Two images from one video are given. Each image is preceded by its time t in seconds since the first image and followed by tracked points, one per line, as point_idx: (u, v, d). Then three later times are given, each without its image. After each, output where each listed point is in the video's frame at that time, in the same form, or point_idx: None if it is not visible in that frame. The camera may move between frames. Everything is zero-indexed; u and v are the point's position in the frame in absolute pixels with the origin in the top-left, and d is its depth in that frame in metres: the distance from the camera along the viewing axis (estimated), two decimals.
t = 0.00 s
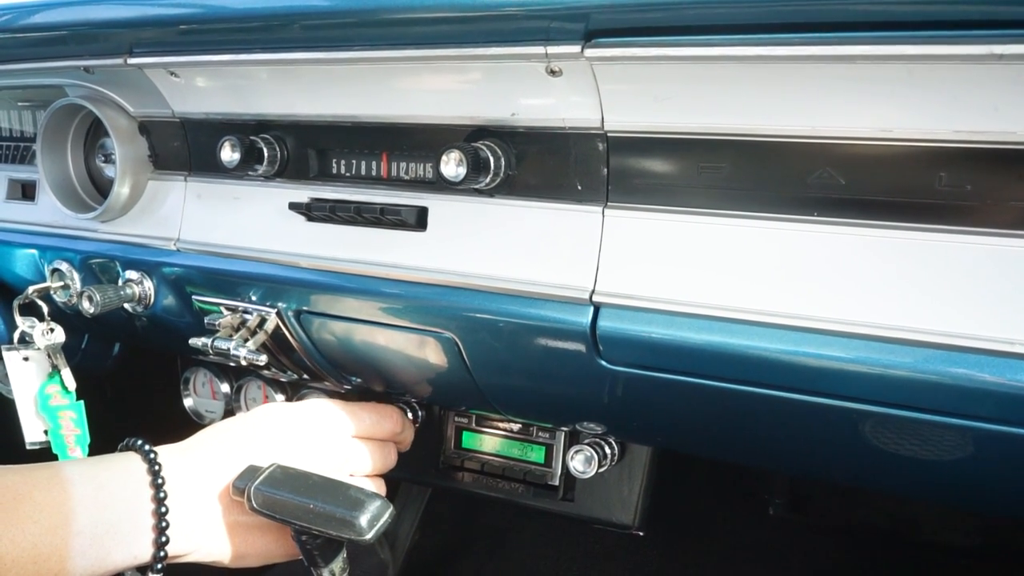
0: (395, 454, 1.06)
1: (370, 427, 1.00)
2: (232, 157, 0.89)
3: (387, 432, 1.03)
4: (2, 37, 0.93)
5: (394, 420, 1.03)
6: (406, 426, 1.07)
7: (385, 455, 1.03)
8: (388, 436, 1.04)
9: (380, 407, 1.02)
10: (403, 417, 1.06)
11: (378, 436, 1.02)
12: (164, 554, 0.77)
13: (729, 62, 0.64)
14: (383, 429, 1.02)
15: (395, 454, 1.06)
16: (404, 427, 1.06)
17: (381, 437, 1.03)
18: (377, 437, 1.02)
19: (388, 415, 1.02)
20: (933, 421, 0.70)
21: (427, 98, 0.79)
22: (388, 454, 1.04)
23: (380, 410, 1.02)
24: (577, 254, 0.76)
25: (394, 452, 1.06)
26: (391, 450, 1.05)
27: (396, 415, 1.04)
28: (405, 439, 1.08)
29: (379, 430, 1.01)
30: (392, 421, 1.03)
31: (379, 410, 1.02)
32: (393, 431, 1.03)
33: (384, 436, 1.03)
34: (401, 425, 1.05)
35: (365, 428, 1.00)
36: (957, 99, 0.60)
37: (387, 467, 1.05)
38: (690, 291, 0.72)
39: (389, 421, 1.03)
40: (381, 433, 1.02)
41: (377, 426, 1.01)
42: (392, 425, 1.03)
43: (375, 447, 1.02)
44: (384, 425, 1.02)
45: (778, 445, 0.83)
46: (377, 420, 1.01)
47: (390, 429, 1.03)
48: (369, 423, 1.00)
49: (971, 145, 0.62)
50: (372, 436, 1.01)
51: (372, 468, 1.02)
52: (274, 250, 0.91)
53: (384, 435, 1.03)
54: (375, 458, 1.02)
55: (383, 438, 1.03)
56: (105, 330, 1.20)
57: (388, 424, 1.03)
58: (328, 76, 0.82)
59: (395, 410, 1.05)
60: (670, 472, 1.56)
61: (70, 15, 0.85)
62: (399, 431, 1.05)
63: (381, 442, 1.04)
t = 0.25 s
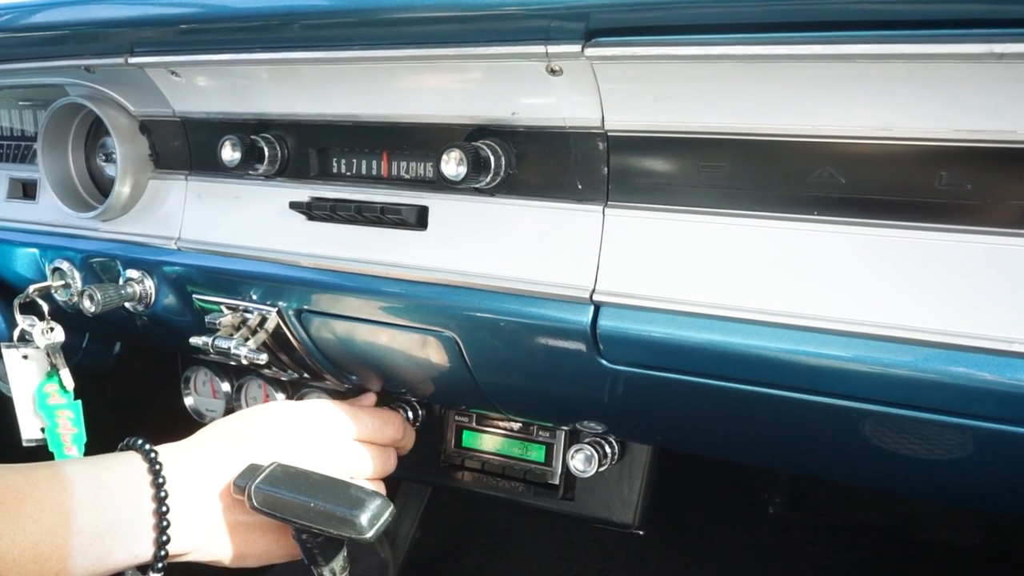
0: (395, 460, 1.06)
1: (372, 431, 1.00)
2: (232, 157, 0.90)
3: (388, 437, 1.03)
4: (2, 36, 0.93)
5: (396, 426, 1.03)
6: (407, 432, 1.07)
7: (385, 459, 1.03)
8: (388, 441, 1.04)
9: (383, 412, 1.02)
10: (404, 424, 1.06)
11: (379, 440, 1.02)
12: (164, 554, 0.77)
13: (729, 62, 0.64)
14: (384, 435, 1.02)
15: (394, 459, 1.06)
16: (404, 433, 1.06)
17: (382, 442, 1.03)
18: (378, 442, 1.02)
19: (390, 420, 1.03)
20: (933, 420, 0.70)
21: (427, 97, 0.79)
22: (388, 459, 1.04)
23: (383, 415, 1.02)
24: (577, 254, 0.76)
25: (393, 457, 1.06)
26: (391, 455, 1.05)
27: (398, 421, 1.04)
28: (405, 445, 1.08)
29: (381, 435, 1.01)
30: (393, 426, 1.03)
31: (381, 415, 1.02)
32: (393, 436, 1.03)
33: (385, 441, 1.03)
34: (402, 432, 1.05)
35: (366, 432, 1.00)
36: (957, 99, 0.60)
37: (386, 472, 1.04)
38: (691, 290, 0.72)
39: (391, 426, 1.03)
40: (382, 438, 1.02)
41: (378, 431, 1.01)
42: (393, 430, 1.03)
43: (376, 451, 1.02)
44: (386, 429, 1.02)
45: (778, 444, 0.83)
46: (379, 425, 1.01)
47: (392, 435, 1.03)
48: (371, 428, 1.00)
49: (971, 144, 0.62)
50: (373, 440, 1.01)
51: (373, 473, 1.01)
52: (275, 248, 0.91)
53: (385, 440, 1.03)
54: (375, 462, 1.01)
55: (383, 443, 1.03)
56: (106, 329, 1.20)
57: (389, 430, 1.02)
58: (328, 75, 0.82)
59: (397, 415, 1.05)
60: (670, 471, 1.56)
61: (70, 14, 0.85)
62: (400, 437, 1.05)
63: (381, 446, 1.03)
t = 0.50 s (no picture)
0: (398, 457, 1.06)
1: (372, 429, 1.00)
2: (235, 155, 0.90)
3: (389, 435, 1.03)
4: (4, 36, 0.93)
5: (398, 423, 1.03)
6: (411, 428, 1.06)
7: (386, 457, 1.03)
8: (390, 439, 1.03)
9: (384, 409, 1.02)
10: (407, 420, 1.05)
11: (380, 438, 1.02)
12: (162, 552, 0.77)
13: (731, 61, 0.64)
14: (385, 432, 1.02)
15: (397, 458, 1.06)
16: (408, 430, 1.06)
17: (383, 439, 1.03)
18: (380, 439, 1.02)
19: (391, 417, 1.02)
20: (935, 420, 0.70)
21: (429, 96, 0.79)
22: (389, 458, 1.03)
23: (384, 413, 1.02)
24: (579, 253, 0.76)
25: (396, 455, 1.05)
26: (392, 455, 1.04)
27: (400, 418, 1.04)
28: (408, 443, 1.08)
29: (382, 432, 1.01)
30: (395, 423, 1.03)
31: (383, 412, 1.02)
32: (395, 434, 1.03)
33: (386, 439, 1.02)
34: (404, 429, 1.04)
35: (367, 430, 0.99)
36: (959, 97, 0.60)
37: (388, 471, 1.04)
38: (692, 289, 0.72)
39: (393, 424, 1.03)
40: (383, 435, 1.02)
41: (379, 428, 1.01)
42: (394, 428, 1.03)
43: (377, 449, 1.01)
44: (387, 427, 1.02)
45: (780, 444, 0.83)
46: (380, 423, 1.01)
47: (393, 432, 1.02)
48: (372, 425, 1.00)
49: (972, 143, 0.62)
50: (374, 438, 1.01)
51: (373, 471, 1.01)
52: (276, 248, 0.91)
53: (386, 437, 1.02)
54: (376, 460, 1.01)
55: (385, 440, 1.03)
56: (108, 329, 1.20)
57: (391, 427, 1.02)
58: (330, 75, 0.82)
59: (399, 412, 1.04)
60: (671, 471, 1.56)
61: (72, 14, 0.85)
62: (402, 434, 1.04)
63: (383, 444, 1.03)
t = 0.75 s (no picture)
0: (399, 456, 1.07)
1: (375, 427, 1.01)
2: (236, 155, 0.89)
3: (392, 432, 1.03)
4: (6, 36, 0.93)
5: (399, 421, 1.04)
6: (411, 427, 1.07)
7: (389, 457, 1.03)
8: (392, 437, 1.04)
9: (387, 408, 1.03)
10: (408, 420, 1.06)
11: (382, 436, 1.02)
12: (166, 551, 0.77)
13: (733, 60, 0.64)
14: (388, 429, 1.03)
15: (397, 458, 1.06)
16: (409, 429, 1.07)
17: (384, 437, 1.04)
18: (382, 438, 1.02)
19: (393, 415, 1.03)
20: (936, 419, 0.70)
21: (431, 96, 0.79)
22: (391, 457, 1.04)
23: (385, 411, 1.03)
24: (580, 253, 0.76)
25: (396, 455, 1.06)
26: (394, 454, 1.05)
27: (402, 416, 1.05)
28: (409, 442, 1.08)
29: (383, 430, 1.02)
30: (397, 421, 1.04)
31: (384, 411, 1.03)
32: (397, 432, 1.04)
33: (388, 437, 1.03)
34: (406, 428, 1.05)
35: (370, 428, 1.00)
36: (963, 96, 0.60)
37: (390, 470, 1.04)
38: (694, 289, 0.72)
39: (394, 421, 1.04)
40: (385, 433, 1.03)
41: (382, 426, 1.02)
42: (397, 426, 1.04)
43: (378, 448, 1.02)
44: (389, 424, 1.03)
45: (782, 443, 0.83)
46: (382, 421, 1.02)
47: (396, 430, 1.04)
48: (374, 423, 1.00)
49: (974, 142, 0.62)
50: (376, 436, 1.02)
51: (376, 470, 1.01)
52: (277, 248, 0.91)
53: (388, 435, 1.03)
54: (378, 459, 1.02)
55: (387, 439, 1.04)
56: (110, 328, 1.20)
57: (393, 424, 1.03)
58: (332, 74, 0.82)
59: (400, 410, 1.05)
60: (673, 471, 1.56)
61: (74, 13, 0.85)
62: (404, 432, 1.05)
63: (385, 443, 1.04)
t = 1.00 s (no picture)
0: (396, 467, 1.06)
1: (371, 439, 1.00)
2: (237, 155, 0.89)
3: (387, 444, 1.03)
4: (8, 36, 0.93)
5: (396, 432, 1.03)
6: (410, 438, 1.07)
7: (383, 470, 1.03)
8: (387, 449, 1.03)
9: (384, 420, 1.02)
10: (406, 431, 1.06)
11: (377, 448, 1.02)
12: (162, 550, 0.77)
13: (734, 61, 0.64)
14: (383, 441, 1.02)
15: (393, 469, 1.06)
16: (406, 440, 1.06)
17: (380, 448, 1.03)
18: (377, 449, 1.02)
19: (389, 427, 1.03)
20: (936, 419, 0.70)
21: (433, 96, 0.79)
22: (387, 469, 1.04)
23: (382, 424, 1.02)
24: (581, 253, 0.76)
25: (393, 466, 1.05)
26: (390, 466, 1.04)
27: (398, 428, 1.04)
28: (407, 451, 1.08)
29: (379, 442, 1.01)
30: (393, 432, 1.03)
31: (381, 422, 1.02)
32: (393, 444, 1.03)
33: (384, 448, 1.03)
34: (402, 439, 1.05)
35: (365, 440, 1.00)
36: (965, 96, 0.60)
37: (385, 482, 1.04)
38: (695, 289, 0.72)
39: (391, 433, 1.03)
40: (381, 445, 1.02)
41: (377, 438, 1.01)
42: (393, 439, 1.03)
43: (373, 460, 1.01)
44: (384, 437, 1.02)
45: (783, 443, 0.83)
46: (377, 433, 1.01)
47: (391, 443, 1.03)
48: (369, 435, 1.00)
49: (976, 143, 0.62)
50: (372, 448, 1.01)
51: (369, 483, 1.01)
52: (278, 248, 0.91)
53: (384, 447, 1.03)
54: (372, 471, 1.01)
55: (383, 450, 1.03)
56: (111, 328, 1.21)
57: (388, 436, 1.02)
58: (333, 74, 0.82)
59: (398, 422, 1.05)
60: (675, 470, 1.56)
61: (76, 14, 0.85)
62: (400, 445, 1.05)
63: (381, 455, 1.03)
